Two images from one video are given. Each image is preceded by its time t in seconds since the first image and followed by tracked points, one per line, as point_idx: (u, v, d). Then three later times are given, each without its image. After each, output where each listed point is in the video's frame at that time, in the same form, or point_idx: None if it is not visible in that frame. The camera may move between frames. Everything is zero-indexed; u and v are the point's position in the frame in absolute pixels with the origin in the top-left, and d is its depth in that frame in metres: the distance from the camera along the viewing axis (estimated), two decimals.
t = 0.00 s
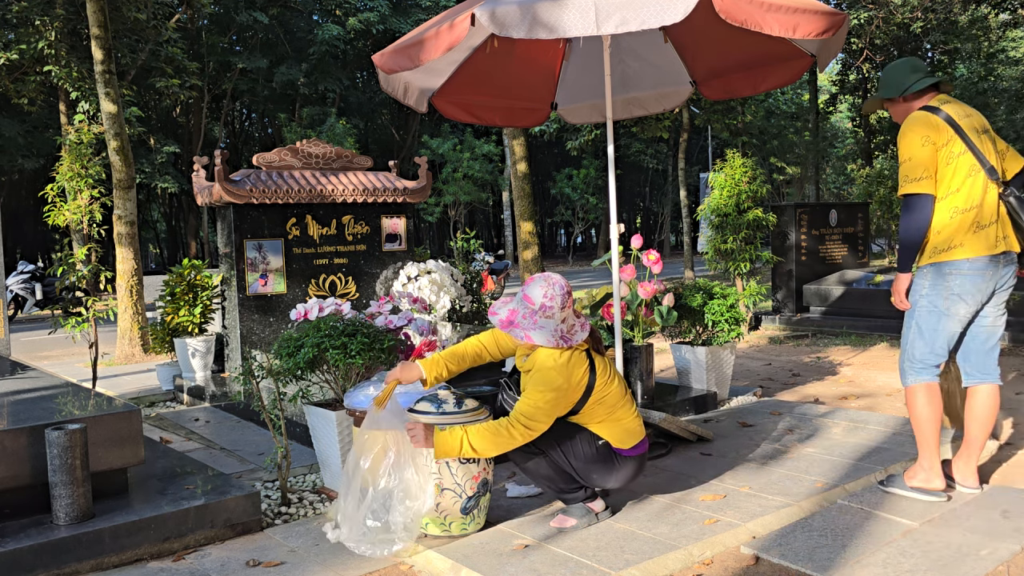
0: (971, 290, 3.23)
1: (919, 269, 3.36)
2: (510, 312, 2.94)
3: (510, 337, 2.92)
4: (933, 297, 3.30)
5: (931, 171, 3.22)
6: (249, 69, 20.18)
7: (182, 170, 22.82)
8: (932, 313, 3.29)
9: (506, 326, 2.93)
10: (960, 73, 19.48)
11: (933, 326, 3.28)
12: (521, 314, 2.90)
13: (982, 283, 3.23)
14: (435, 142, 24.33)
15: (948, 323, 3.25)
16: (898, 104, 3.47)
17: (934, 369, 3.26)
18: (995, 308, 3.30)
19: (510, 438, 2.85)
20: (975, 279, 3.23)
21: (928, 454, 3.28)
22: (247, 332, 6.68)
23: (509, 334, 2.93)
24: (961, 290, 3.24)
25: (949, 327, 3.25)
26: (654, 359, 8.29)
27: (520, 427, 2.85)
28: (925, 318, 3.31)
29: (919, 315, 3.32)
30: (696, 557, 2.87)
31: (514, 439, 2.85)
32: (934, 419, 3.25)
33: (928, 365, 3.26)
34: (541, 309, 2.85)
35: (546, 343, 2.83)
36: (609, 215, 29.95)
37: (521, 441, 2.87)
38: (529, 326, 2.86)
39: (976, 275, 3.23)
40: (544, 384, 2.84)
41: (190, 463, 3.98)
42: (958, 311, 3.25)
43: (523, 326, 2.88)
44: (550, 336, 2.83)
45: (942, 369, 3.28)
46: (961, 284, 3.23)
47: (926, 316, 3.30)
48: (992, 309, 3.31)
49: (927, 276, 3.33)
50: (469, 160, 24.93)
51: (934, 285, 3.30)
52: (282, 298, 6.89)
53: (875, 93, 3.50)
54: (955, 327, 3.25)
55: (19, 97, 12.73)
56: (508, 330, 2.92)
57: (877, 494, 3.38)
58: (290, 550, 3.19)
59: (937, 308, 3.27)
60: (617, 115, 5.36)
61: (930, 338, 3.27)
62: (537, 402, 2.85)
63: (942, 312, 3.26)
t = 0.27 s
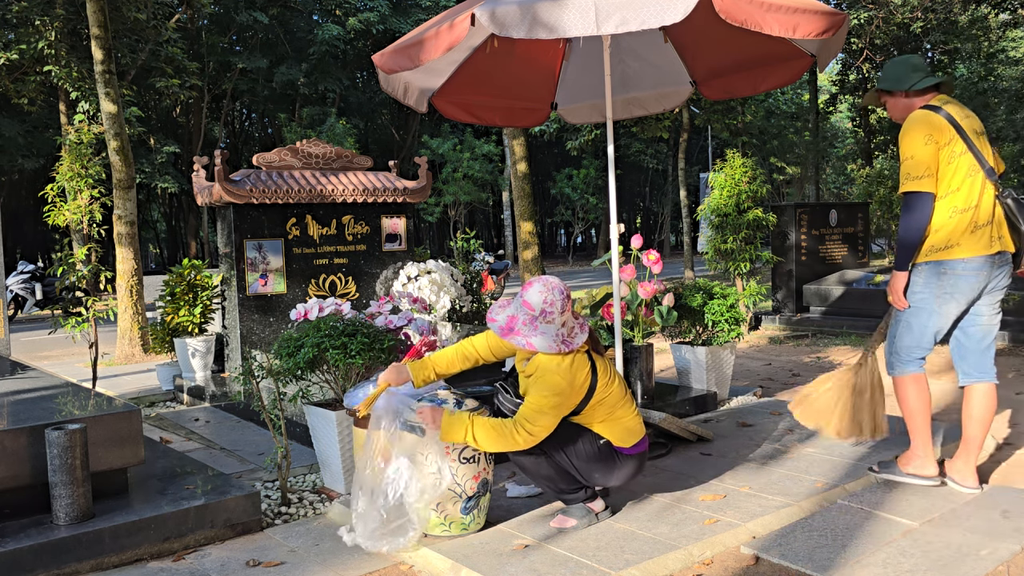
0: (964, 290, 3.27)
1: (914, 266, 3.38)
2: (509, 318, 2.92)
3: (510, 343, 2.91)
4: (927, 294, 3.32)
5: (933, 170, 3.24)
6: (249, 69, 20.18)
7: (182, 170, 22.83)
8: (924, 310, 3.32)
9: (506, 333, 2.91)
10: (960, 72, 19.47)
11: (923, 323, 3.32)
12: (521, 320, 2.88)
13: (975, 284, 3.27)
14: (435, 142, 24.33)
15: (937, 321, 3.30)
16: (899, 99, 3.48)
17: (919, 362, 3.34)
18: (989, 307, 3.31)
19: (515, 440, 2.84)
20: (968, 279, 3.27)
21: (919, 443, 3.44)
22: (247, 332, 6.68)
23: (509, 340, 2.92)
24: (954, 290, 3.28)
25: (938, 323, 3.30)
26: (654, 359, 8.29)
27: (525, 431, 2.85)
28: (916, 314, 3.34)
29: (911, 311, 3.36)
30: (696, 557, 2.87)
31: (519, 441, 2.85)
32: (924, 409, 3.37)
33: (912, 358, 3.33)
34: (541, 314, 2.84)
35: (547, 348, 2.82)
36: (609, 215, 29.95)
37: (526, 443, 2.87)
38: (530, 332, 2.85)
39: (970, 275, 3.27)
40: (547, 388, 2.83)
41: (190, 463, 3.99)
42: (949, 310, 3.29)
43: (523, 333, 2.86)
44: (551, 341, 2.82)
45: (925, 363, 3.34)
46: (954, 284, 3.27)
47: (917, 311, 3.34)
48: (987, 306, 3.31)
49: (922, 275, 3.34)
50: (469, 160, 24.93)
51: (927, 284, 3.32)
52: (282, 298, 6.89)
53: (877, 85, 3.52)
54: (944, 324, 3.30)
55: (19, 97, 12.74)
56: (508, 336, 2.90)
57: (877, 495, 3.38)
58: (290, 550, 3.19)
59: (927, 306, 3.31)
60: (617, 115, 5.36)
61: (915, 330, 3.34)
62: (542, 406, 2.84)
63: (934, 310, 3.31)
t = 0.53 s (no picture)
0: (960, 289, 3.34)
1: (914, 266, 3.46)
2: (506, 315, 2.94)
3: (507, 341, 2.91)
4: (924, 294, 3.40)
5: (927, 168, 3.32)
6: (249, 69, 20.19)
7: (182, 170, 22.83)
8: (919, 309, 3.41)
9: (502, 331, 2.91)
10: (959, 72, 19.46)
11: (920, 322, 3.40)
12: (517, 318, 2.90)
13: (972, 282, 3.34)
14: (435, 142, 24.33)
15: (933, 319, 3.38)
16: (885, 102, 3.61)
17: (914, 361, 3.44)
18: (985, 306, 3.36)
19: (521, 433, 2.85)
20: (966, 278, 3.34)
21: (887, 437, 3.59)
22: (247, 331, 6.68)
23: (506, 338, 2.92)
24: (951, 288, 3.34)
25: (933, 322, 3.38)
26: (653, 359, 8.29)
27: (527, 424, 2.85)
28: (913, 313, 3.43)
29: (910, 310, 3.44)
30: (696, 557, 2.87)
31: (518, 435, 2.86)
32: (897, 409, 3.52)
33: (906, 358, 3.44)
34: (536, 311, 2.86)
35: (542, 345, 2.83)
36: (609, 215, 29.94)
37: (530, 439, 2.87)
38: (525, 329, 2.86)
39: (968, 273, 3.33)
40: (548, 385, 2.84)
41: (190, 463, 3.99)
42: (945, 308, 3.36)
43: (519, 329, 2.87)
44: (547, 337, 2.83)
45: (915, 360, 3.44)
46: (951, 283, 3.34)
47: (914, 310, 3.43)
48: (984, 305, 3.36)
49: (920, 274, 3.43)
50: (469, 160, 24.93)
51: (925, 283, 3.40)
52: (282, 298, 6.89)
53: (864, 87, 3.62)
54: (940, 322, 3.38)
55: (19, 97, 12.73)
56: (505, 334, 2.91)
57: (877, 494, 3.38)
58: (290, 550, 3.19)
59: (924, 305, 3.40)
60: (617, 115, 5.36)
61: (910, 329, 3.43)
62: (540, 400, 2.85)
63: (929, 309, 3.39)
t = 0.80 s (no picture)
0: (946, 289, 3.42)
1: (897, 271, 3.53)
2: (502, 312, 3.02)
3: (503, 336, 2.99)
4: (911, 298, 3.47)
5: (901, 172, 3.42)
6: (249, 69, 20.19)
7: (182, 170, 22.82)
8: (910, 313, 3.47)
9: (499, 327, 2.99)
10: (959, 72, 19.44)
11: (911, 325, 3.47)
12: (513, 313, 2.98)
13: (956, 281, 3.42)
14: (435, 142, 24.33)
15: (924, 321, 3.44)
16: (850, 114, 3.78)
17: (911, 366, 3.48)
18: (966, 305, 3.45)
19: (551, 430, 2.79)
20: (950, 277, 3.42)
21: (869, 441, 3.65)
22: (247, 332, 6.68)
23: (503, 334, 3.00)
24: (937, 289, 3.43)
25: (925, 324, 3.44)
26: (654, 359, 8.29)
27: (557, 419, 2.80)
28: (905, 317, 3.50)
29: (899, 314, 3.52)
30: (696, 557, 2.87)
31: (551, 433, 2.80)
32: (886, 418, 3.58)
33: (905, 366, 3.48)
34: (530, 304, 2.94)
35: (539, 336, 2.89)
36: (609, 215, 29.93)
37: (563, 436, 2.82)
38: (521, 323, 2.93)
39: (952, 272, 3.42)
40: (560, 379, 2.85)
41: (190, 463, 3.98)
42: (934, 308, 3.44)
43: (515, 324, 2.95)
44: (542, 330, 2.89)
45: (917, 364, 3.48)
46: (937, 284, 3.42)
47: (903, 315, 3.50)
48: (966, 306, 3.45)
49: (906, 278, 3.50)
50: (469, 161, 24.92)
51: (912, 286, 3.47)
52: (282, 298, 6.89)
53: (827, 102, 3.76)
54: (931, 324, 3.44)
55: (19, 97, 12.73)
56: (502, 330, 2.98)
57: (877, 495, 3.37)
58: (290, 550, 3.19)
59: (917, 308, 3.46)
60: (617, 115, 5.36)
61: (908, 334, 3.47)
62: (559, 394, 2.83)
63: (920, 312, 3.45)
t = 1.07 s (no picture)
0: (921, 281, 3.44)
1: (869, 271, 3.54)
2: (501, 315, 3.03)
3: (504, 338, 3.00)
4: (887, 295, 3.48)
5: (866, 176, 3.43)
6: (249, 69, 20.19)
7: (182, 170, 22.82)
8: (888, 309, 3.48)
9: (500, 329, 3.00)
10: (960, 72, 19.42)
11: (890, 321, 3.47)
12: (513, 315, 3.00)
13: (929, 275, 3.45)
14: (435, 142, 24.33)
15: (904, 315, 3.46)
16: (815, 120, 3.79)
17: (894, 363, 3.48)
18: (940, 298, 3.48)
19: (552, 423, 2.82)
20: (923, 272, 3.44)
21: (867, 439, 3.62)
22: (247, 331, 6.69)
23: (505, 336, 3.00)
24: (912, 284, 3.44)
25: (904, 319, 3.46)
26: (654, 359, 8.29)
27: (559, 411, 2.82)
28: (883, 315, 3.49)
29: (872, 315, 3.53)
30: (696, 557, 2.87)
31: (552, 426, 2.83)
32: (882, 416, 3.57)
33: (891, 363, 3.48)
34: (528, 304, 2.97)
35: (540, 333, 2.93)
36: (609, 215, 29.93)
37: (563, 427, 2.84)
38: (522, 322, 2.96)
39: (925, 266, 3.44)
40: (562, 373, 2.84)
41: (190, 463, 3.98)
42: (912, 302, 3.45)
43: (517, 324, 2.97)
44: (543, 326, 2.93)
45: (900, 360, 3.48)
46: (911, 279, 3.44)
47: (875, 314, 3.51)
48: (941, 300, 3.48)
49: (880, 275, 3.50)
50: (469, 161, 24.91)
51: (887, 283, 3.48)
52: (282, 297, 6.88)
53: (789, 111, 3.79)
54: (909, 318, 3.46)
55: (19, 97, 12.73)
56: (503, 331, 2.99)
57: (877, 494, 3.37)
58: (290, 550, 3.19)
59: (894, 302, 3.46)
60: (617, 115, 5.35)
61: (889, 331, 3.48)
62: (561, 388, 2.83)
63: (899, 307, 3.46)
